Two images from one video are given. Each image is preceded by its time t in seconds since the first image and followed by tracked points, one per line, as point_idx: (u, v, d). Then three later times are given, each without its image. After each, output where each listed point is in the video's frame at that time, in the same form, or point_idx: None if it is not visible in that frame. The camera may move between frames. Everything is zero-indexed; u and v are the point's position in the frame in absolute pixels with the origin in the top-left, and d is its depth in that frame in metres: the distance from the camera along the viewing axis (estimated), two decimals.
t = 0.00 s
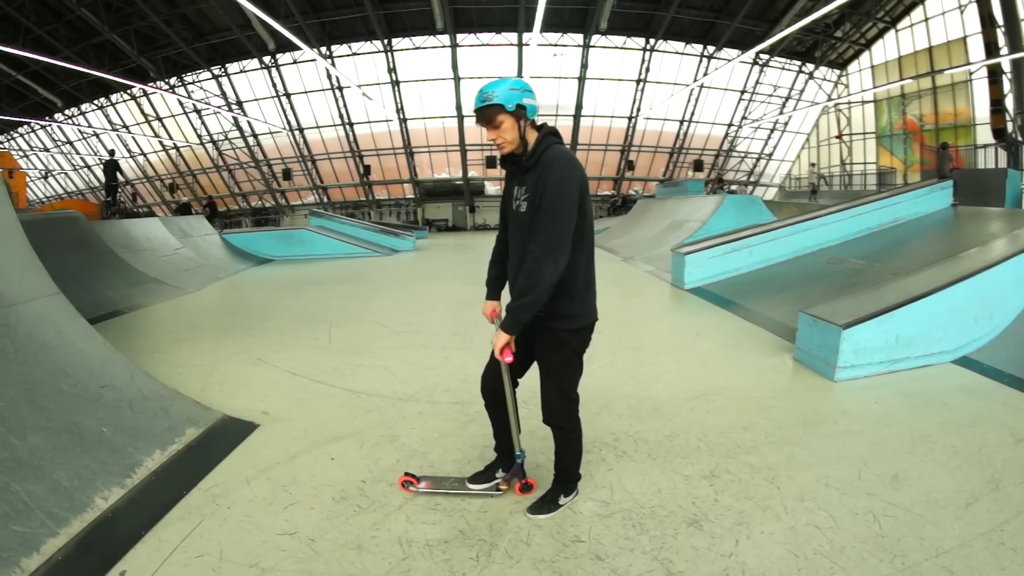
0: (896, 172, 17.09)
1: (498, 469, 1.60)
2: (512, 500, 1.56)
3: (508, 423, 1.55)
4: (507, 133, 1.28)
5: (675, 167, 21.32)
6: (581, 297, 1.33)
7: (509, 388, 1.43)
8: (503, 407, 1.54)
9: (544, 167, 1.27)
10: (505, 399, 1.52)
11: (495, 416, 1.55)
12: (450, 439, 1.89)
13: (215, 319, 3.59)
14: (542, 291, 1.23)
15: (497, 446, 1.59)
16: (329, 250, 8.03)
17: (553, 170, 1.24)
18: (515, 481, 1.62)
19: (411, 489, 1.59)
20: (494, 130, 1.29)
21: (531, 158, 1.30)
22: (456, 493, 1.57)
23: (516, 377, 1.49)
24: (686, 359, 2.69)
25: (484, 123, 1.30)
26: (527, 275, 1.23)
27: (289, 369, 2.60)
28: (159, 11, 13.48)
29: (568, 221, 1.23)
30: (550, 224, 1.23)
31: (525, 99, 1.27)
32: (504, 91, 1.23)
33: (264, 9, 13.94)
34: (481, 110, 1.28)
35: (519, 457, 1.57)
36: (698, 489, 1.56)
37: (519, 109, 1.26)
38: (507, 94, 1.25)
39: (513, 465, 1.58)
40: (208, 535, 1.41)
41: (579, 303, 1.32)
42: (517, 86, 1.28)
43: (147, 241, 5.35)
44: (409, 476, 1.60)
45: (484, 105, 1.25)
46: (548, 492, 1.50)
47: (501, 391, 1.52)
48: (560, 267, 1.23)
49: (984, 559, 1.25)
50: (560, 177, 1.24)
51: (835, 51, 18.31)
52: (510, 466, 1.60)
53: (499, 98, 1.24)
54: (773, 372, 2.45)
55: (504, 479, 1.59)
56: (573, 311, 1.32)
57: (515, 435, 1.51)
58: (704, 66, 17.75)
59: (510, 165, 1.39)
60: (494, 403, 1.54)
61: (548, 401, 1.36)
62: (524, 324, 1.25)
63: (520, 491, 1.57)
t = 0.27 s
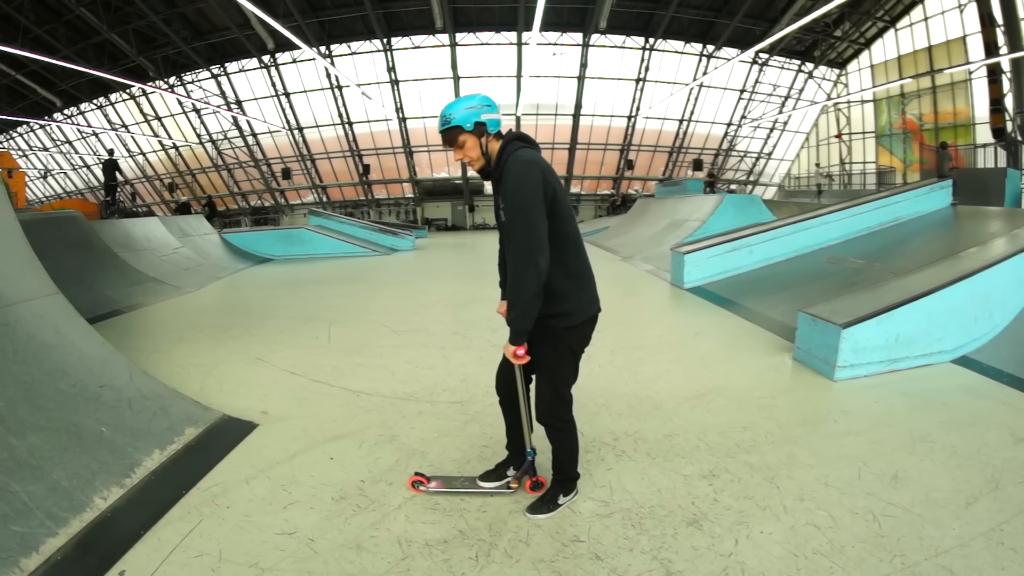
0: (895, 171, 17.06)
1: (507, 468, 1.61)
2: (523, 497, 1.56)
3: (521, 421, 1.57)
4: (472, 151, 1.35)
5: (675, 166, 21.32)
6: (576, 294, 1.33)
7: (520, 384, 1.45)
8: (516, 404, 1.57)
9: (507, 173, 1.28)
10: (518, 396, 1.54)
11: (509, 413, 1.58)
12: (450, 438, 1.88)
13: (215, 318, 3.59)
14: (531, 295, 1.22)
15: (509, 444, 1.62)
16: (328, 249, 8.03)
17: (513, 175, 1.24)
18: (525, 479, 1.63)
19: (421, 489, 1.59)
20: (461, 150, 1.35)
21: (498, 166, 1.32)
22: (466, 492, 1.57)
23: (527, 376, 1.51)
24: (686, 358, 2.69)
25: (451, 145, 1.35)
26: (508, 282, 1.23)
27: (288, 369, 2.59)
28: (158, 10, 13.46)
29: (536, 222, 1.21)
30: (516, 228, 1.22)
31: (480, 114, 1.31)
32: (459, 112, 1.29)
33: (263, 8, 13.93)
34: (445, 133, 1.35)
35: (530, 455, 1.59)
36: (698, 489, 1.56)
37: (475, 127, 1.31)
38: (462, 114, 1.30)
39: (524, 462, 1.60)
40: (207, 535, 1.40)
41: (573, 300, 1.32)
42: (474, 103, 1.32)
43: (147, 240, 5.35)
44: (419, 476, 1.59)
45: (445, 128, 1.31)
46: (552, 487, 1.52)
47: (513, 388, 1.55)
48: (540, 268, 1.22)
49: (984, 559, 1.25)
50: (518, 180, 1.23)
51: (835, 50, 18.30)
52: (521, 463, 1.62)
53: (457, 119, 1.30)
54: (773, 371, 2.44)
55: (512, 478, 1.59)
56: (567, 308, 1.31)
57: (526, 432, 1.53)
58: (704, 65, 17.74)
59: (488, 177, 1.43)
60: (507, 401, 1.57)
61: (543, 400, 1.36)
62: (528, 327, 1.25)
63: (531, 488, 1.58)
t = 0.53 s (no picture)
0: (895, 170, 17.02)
1: (513, 466, 1.60)
2: (529, 496, 1.56)
3: (528, 417, 1.57)
4: (454, 164, 1.35)
5: (675, 165, 21.32)
6: (576, 288, 1.33)
7: (527, 380, 1.45)
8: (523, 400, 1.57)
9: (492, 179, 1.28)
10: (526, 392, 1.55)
11: (518, 410, 1.58)
12: (449, 437, 1.88)
13: (214, 317, 3.59)
14: (536, 293, 1.21)
15: (516, 442, 1.62)
16: (328, 248, 8.03)
17: (499, 179, 1.24)
18: (531, 477, 1.63)
19: (427, 488, 1.58)
20: (444, 164, 1.36)
21: (482, 174, 1.32)
22: (472, 490, 1.57)
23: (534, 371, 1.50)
24: (686, 357, 2.69)
25: (434, 158, 1.36)
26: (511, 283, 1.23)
27: (287, 368, 2.59)
28: (158, 9, 13.44)
29: (529, 221, 1.21)
30: (510, 231, 1.22)
31: (459, 125, 1.31)
32: (437, 127, 1.29)
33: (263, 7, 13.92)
34: (426, 149, 1.35)
35: (536, 453, 1.59)
36: (697, 488, 1.56)
37: (455, 139, 1.31)
38: (439, 129, 1.30)
39: (530, 460, 1.60)
40: (206, 534, 1.40)
41: (574, 292, 1.32)
42: (451, 115, 1.32)
43: (147, 239, 5.34)
44: (425, 475, 1.59)
45: (426, 144, 1.32)
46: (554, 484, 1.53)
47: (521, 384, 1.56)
48: (541, 265, 1.22)
49: (983, 558, 1.25)
50: (504, 183, 1.22)
51: (834, 49, 18.30)
52: (527, 460, 1.61)
53: (438, 133, 1.30)
54: (773, 370, 2.44)
55: (519, 476, 1.59)
56: (568, 301, 1.32)
57: (533, 429, 1.53)
58: (703, 64, 17.73)
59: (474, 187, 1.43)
60: (516, 395, 1.58)
61: (544, 395, 1.35)
62: (538, 324, 1.24)
63: (536, 487, 1.57)
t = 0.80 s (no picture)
0: (895, 169, 17.01)
1: (518, 464, 1.61)
2: (531, 495, 1.56)
3: (530, 416, 1.58)
4: (448, 164, 1.35)
5: (674, 163, 21.33)
6: (574, 287, 1.33)
7: (528, 380, 1.45)
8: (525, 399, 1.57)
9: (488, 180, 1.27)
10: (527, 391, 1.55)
11: (519, 409, 1.58)
12: (449, 436, 1.88)
13: (214, 317, 3.59)
14: (536, 293, 1.21)
15: (519, 441, 1.62)
16: (327, 247, 8.03)
17: (495, 180, 1.24)
18: (534, 476, 1.63)
19: (429, 488, 1.58)
20: (438, 164, 1.35)
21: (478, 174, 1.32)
22: (474, 489, 1.57)
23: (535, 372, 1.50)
24: (685, 356, 2.69)
25: (429, 159, 1.35)
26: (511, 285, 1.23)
27: (287, 367, 2.59)
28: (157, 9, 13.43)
29: (527, 222, 1.21)
30: (507, 233, 1.22)
31: (455, 126, 1.31)
32: (432, 127, 1.29)
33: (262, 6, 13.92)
34: (421, 149, 1.34)
35: (539, 451, 1.59)
36: (697, 486, 1.56)
37: (450, 139, 1.31)
38: (434, 129, 1.30)
39: (532, 459, 1.60)
40: (206, 534, 1.40)
41: (572, 290, 1.32)
42: (447, 115, 1.32)
43: (146, 239, 5.34)
44: (427, 474, 1.59)
45: (421, 144, 1.31)
46: (555, 483, 1.53)
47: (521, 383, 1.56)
48: (541, 266, 1.22)
49: (983, 557, 1.25)
50: (500, 184, 1.22)
51: (833, 48, 18.31)
52: (530, 460, 1.62)
53: (433, 133, 1.30)
54: (772, 369, 2.44)
55: (523, 474, 1.60)
56: (566, 300, 1.31)
57: (535, 429, 1.53)
58: (703, 63, 17.73)
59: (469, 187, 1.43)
60: (517, 394, 1.58)
61: (541, 396, 1.34)
62: (540, 324, 1.23)
63: (539, 486, 1.58)
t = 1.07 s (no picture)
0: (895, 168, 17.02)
1: (515, 464, 1.61)
2: (529, 494, 1.56)
3: (525, 416, 1.57)
4: (460, 151, 1.33)
5: (674, 163, 21.33)
6: (573, 293, 1.33)
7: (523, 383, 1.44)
8: (519, 399, 1.56)
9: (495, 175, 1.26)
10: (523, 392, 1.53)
11: (513, 408, 1.57)
12: (449, 435, 1.88)
13: (214, 316, 3.59)
14: (534, 298, 1.21)
15: (515, 439, 1.61)
16: (327, 246, 8.03)
17: (502, 178, 1.23)
18: (531, 475, 1.63)
19: (427, 487, 1.58)
20: (447, 151, 1.33)
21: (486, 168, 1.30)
22: (472, 489, 1.57)
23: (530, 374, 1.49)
24: (685, 355, 2.69)
25: (437, 145, 1.33)
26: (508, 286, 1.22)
27: (287, 366, 2.59)
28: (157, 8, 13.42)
29: (529, 225, 1.21)
30: (510, 233, 1.21)
31: (468, 114, 1.29)
32: (445, 112, 1.26)
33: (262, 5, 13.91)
34: (431, 134, 1.31)
35: (536, 451, 1.59)
36: (697, 485, 1.56)
37: (462, 127, 1.29)
38: (447, 115, 1.27)
39: (530, 458, 1.60)
40: (206, 533, 1.40)
41: (571, 297, 1.32)
42: (461, 103, 1.29)
43: (146, 238, 5.33)
44: (425, 474, 1.59)
45: (432, 128, 1.28)
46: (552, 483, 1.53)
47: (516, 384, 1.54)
48: (540, 270, 1.22)
49: (983, 556, 1.25)
50: (506, 182, 1.22)
51: (834, 48, 18.31)
52: (527, 459, 1.61)
53: (446, 119, 1.27)
54: (772, 368, 2.45)
55: (520, 474, 1.60)
56: (564, 307, 1.31)
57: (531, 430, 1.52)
58: (703, 62, 17.72)
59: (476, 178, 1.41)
60: (511, 394, 1.56)
61: (536, 403, 1.33)
62: (534, 330, 1.23)
63: (537, 485, 1.58)
